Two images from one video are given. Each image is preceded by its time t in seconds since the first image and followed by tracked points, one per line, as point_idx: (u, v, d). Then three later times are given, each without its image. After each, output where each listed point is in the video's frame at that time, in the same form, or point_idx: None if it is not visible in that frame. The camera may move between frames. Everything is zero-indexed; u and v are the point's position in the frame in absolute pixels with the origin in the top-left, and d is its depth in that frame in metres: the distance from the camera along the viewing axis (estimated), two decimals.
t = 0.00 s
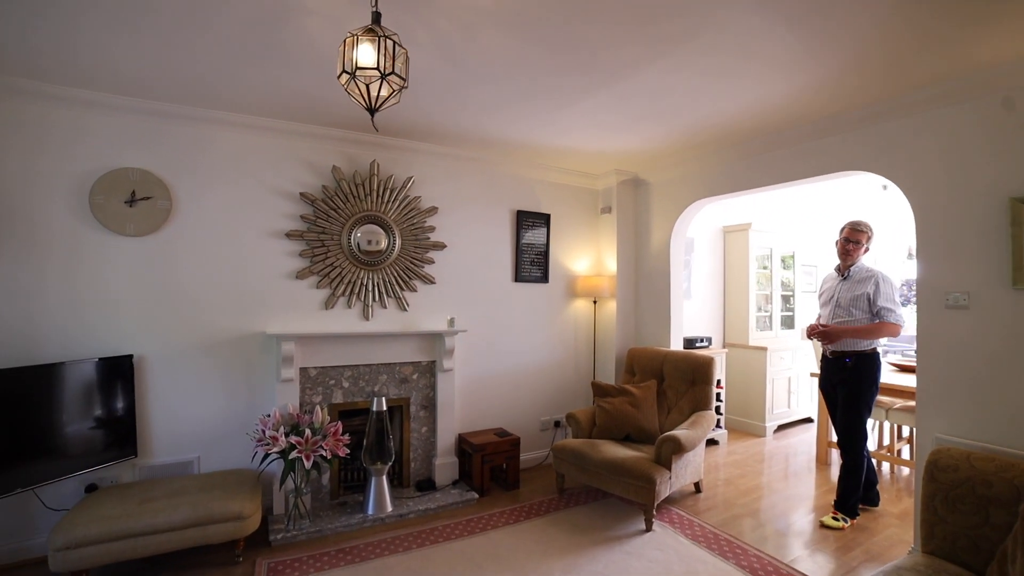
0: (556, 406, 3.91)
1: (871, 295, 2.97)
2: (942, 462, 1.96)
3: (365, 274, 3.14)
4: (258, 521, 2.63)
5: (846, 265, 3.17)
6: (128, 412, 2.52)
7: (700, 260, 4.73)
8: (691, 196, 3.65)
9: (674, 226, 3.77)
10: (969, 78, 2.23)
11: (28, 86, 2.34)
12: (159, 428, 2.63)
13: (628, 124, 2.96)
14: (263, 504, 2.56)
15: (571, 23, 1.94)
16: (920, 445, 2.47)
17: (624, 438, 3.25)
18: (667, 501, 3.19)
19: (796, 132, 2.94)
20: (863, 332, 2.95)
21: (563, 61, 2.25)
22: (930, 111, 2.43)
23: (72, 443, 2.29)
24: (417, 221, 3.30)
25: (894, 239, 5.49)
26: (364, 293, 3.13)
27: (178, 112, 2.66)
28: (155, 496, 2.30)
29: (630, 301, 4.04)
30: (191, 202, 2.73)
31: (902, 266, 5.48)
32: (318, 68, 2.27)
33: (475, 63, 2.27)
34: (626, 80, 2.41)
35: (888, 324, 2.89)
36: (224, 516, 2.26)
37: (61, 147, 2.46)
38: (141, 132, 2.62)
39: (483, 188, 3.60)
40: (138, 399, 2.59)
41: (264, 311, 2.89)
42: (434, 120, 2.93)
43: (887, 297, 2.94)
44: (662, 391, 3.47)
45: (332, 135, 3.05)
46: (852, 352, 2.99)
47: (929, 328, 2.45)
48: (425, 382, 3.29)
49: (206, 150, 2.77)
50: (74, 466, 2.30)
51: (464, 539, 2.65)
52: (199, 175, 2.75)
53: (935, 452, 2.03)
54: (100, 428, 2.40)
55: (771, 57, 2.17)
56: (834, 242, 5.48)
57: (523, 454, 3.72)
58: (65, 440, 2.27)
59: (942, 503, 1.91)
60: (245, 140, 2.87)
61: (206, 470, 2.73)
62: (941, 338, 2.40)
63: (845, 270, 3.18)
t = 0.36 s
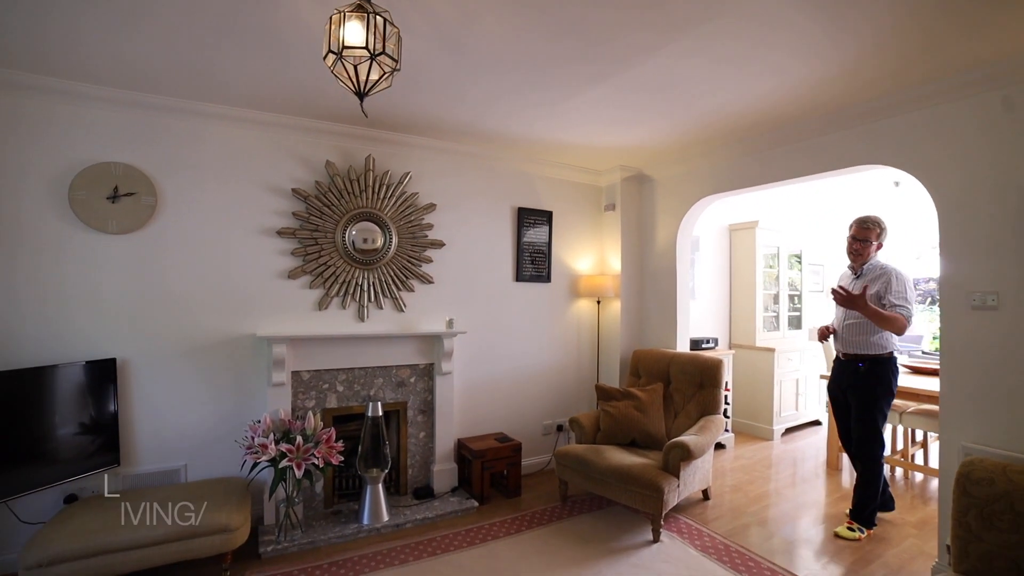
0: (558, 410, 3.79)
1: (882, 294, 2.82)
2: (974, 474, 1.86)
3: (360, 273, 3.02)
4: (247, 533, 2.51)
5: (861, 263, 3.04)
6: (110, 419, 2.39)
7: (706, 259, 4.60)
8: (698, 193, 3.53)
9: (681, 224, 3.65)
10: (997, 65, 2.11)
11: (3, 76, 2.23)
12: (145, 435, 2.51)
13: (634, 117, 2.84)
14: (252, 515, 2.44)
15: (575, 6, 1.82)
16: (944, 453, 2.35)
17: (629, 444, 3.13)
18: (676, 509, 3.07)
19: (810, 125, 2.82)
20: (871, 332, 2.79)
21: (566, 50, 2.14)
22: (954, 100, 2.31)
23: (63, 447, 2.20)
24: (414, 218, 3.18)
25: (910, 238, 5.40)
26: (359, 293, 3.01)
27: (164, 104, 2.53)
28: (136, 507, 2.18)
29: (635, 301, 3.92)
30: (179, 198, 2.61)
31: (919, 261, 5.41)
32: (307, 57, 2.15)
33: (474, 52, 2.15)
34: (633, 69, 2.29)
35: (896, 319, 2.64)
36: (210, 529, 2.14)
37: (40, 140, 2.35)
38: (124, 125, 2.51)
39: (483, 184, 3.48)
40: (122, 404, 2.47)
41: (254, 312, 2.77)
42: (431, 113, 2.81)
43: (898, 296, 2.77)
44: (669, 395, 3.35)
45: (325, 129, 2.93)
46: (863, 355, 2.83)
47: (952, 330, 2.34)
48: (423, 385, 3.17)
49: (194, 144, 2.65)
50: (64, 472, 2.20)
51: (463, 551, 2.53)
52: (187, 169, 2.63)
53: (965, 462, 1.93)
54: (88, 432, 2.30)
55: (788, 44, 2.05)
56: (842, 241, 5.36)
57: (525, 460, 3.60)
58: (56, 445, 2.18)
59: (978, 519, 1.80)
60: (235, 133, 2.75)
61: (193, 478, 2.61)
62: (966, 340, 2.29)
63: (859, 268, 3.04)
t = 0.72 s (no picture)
0: (558, 414, 3.69)
1: (893, 299, 2.70)
2: (1004, 489, 1.81)
3: (353, 275, 2.92)
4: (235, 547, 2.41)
5: (871, 264, 2.90)
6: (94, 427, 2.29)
7: (709, 259, 4.50)
8: (702, 192, 3.43)
9: (684, 224, 3.56)
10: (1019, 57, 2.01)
11: None
12: (128, 443, 2.41)
13: (637, 113, 2.75)
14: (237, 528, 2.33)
15: None
16: (962, 462, 2.26)
17: (632, 451, 3.04)
18: (680, 519, 2.97)
19: (820, 121, 2.72)
20: (882, 338, 2.70)
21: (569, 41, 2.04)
22: (972, 94, 2.21)
23: (45, 456, 2.10)
24: (409, 217, 3.08)
25: (927, 230, 5.25)
26: (352, 295, 2.91)
27: (148, 97, 2.42)
28: (116, 522, 2.08)
29: (637, 302, 3.83)
30: (164, 197, 2.51)
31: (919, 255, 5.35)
32: (297, 50, 2.05)
33: (471, 43, 2.05)
34: (638, 62, 2.19)
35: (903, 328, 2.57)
36: (192, 544, 2.03)
37: (17, 135, 2.23)
38: (107, 120, 2.40)
39: (481, 183, 3.38)
40: (104, 411, 2.36)
41: (243, 315, 2.66)
42: (427, 108, 2.71)
43: (910, 300, 2.64)
44: (672, 399, 3.25)
45: (316, 125, 2.82)
46: (875, 361, 2.73)
47: (970, 335, 2.25)
48: (418, 390, 3.07)
49: (179, 140, 2.54)
50: (44, 483, 2.10)
51: (460, 564, 2.42)
52: (172, 166, 2.53)
53: (992, 476, 1.88)
54: (70, 441, 2.20)
55: (802, 34, 1.94)
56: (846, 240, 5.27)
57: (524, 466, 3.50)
58: (40, 452, 2.09)
59: (1009, 537, 1.76)
60: (222, 129, 2.64)
61: (179, 488, 2.50)
62: (986, 345, 2.20)
63: (869, 270, 2.90)
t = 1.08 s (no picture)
0: (547, 416, 3.64)
1: (883, 297, 2.66)
2: (997, 489, 1.79)
3: (337, 274, 2.84)
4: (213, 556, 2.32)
5: (859, 264, 2.85)
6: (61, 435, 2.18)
7: (698, 259, 4.48)
8: (691, 190, 3.41)
9: (674, 223, 3.53)
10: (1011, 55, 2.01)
11: None
12: (99, 449, 2.31)
13: (627, 110, 2.71)
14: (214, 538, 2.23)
15: None
16: (952, 462, 2.25)
17: (622, 453, 3.00)
18: (671, 521, 2.94)
19: (811, 119, 2.71)
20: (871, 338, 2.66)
21: (558, 36, 1.99)
22: (961, 94, 2.21)
23: (12, 463, 1.99)
24: (395, 215, 3.01)
25: (915, 233, 5.33)
26: (336, 295, 2.83)
27: (122, 88, 2.32)
28: (86, 533, 1.98)
29: (626, 302, 3.80)
30: (140, 192, 2.41)
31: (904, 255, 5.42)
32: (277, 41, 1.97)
33: (460, 36, 1.99)
34: (629, 57, 2.14)
35: (894, 329, 2.56)
36: (169, 556, 1.94)
37: None
38: (78, 113, 2.30)
39: (469, 180, 3.32)
40: (75, 416, 2.26)
41: (222, 316, 2.57)
42: (414, 104, 2.65)
43: (899, 300, 2.59)
44: (662, 400, 3.22)
45: (299, 119, 2.74)
46: (865, 362, 2.68)
47: (960, 334, 2.24)
48: (404, 393, 3.00)
49: (156, 133, 2.45)
50: (9, 492, 1.99)
51: (447, 571, 2.36)
52: (148, 160, 2.43)
53: (985, 475, 1.86)
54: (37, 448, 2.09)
55: (797, 30, 1.91)
56: (832, 240, 5.30)
57: (512, 469, 3.44)
58: (7, 458, 1.98)
59: (1003, 538, 1.74)
60: (201, 123, 2.55)
61: (153, 496, 2.41)
62: (977, 344, 2.18)
63: (857, 269, 2.85)
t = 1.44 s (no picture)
0: (524, 416, 3.61)
1: (847, 296, 2.70)
2: (963, 482, 1.83)
3: (309, 272, 2.75)
4: (175, 567, 2.21)
5: (820, 263, 2.88)
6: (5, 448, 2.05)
7: (674, 258, 4.51)
8: (668, 189, 3.42)
9: (651, 222, 3.54)
10: (981, 58, 2.06)
11: None
12: (49, 459, 2.18)
13: (607, 107, 2.69)
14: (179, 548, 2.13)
15: None
16: (920, 456, 2.29)
17: (600, 452, 2.99)
18: (649, 520, 2.94)
19: (787, 119, 2.73)
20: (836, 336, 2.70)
21: (539, 30, 1.95)
22: (932, 96, 2.26)
23: None
24: (369, 212, 2.93)
25: (887, 229, 5.43)
26: (307, 294, 2.74)
27: (77, 74, 2.18)
28: (32, 551, 1.86)
29: (604, 301, 3.79)
30: (96, 185, 2.28)
31: (877, 254, 5.52)
32: (247, 28, 1.88)
33: (438, 29, 1.93)
34: (610, 53, 2.12)
35: (860, 325, 2.60)
36: (125, 571, 1.81)
37: None
38: (29, 100, 2.16)
39: (446, 177, 3.26)
40: (22, 424, 2.12)
41: (186, 316, 2.46)
42: (390, 98, 2.58)
43: (862, 297, 2.65)
44: (639, 399, 3.22)
45: (270, 111, 2.64)
46: (830, 361, 2.70)
47: (928, 331, 2.28)
48: (378, 394, 2.92)
49: (114, 123, 2.32)
50: None
51: None
52: (106, 151, 2.30)
53: (953, 469, 1.90)
54: None
55: (777, 30, 1.91)
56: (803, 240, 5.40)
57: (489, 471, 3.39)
58: None
59: (968, 528, 1.77)
60: (165, 113, 2.43)
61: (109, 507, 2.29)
62: (945, 341, 2.23)
63: (818, 268, 2.89)
